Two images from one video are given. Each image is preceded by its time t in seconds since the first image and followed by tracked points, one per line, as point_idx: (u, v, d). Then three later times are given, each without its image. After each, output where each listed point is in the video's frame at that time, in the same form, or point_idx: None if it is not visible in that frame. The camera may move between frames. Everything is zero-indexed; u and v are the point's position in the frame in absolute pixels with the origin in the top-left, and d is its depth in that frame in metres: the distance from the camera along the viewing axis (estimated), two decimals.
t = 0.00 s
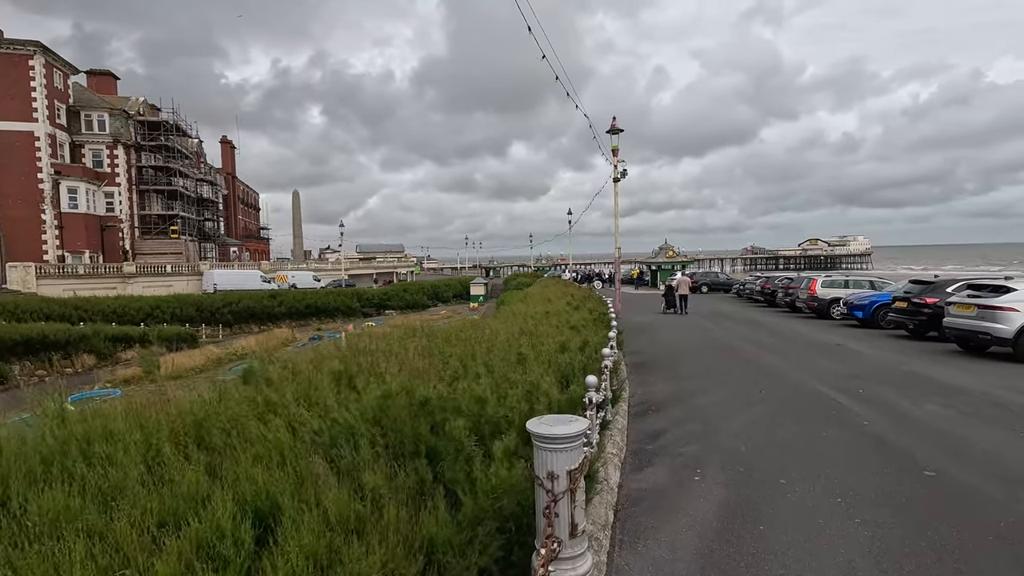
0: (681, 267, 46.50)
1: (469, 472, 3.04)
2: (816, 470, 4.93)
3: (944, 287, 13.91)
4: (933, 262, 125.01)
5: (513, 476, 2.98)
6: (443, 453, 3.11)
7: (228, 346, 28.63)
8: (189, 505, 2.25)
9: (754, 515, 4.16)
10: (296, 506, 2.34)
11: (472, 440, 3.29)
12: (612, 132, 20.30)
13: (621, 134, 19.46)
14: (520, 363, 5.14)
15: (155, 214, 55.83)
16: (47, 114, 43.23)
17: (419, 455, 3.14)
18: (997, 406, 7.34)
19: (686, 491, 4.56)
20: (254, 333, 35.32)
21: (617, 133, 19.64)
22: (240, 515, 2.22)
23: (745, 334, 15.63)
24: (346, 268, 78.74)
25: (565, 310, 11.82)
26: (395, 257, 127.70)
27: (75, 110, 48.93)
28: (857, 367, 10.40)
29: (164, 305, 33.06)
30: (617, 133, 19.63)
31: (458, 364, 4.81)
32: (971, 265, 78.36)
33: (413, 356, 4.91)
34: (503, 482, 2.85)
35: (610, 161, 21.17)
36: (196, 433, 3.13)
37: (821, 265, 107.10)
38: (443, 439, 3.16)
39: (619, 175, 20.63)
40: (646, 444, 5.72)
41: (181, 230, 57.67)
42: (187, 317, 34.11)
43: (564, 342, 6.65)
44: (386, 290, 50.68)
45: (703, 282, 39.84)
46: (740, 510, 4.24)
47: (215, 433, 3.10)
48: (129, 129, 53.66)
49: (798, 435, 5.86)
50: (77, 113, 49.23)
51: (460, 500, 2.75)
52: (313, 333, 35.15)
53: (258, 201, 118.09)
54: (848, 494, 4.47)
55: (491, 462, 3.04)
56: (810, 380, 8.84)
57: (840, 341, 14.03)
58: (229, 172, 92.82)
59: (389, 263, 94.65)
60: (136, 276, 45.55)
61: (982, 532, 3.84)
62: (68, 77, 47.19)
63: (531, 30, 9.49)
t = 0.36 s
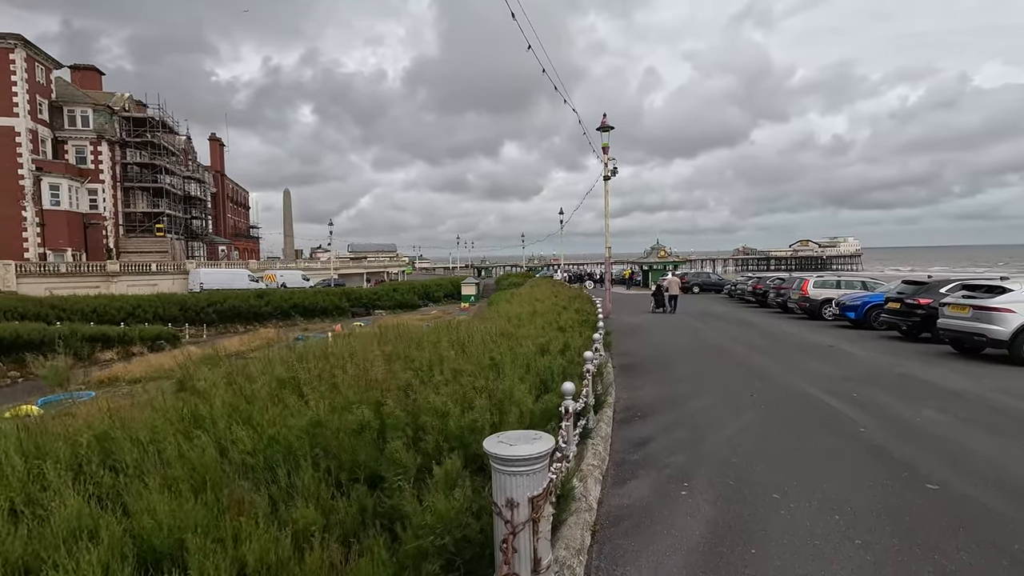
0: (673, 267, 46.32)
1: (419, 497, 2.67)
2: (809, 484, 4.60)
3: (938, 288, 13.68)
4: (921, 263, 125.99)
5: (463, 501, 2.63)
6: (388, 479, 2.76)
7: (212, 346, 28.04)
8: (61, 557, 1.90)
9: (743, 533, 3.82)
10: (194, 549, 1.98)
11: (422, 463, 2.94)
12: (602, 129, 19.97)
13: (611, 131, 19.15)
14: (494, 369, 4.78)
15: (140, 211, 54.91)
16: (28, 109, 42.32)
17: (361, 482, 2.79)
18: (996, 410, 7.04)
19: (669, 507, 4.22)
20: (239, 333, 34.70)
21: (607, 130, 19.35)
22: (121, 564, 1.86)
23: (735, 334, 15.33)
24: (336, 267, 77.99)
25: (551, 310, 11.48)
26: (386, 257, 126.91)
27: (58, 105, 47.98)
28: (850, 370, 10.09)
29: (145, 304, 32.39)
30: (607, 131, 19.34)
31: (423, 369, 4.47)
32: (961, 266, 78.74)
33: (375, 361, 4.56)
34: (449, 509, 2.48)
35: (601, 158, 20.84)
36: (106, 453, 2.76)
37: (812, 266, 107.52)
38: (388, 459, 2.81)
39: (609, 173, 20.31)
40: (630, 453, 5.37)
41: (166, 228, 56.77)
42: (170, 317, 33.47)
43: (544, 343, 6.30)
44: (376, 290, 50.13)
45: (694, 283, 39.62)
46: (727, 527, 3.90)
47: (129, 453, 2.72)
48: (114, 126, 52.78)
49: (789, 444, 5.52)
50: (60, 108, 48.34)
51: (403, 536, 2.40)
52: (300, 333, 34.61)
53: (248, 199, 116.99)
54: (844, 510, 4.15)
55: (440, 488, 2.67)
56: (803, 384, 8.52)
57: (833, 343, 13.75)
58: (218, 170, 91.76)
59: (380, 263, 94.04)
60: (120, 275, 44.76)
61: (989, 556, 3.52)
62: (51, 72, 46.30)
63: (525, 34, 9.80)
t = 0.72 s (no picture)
0: (665, 266, 46.14)
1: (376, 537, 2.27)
2: (814, 504, 4.25)
3: (934, 289, 13.45)
4: (911, 263, 126.63)
5: (426, 542, 2.26)
6: (342, 512, 2.35)
7: (196, 347, 27.49)
8: None
9: (745, 564, 3.46)
10: None
11: (380, 495, 2.55)
12: (594, 127, 19.63)
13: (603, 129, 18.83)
14: (473, 381, 4.41)
15: (126, 210, 54.03)
16: (9, 105, 41.44)
17: (311, 515, 2.37)
18: (1001, 418, 6.76)
19: (662, 533, 3.86)
20: (225, 334, 34.11)
21: (599, 127, 19.03)
22: None
23: (727, 336, 15.04)
24: (326, 266, 77.27)
25: (537, 312, 11.16)
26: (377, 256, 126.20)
27: (41, 101, 47.04)
28: (846, 374, 9.80)
29: (128, 304, 31.77)
30: (599, 128, 19.03)
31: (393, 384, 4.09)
32: (950, 266, 79.26)
33: (342, 375, 4.18)
34: (406, 554, 2.09)
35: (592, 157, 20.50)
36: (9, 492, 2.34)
37: (804, 265, 107.91)
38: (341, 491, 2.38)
39: (601, 171, 19.99)
40: (620, 470, 5.02)
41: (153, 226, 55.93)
42: (154, 317, 32.89)
43: (527, 350, 5.98)
44: (367, 289, 49.58)
45: (686, 283, 39.41)
46: (726, 557, 3.55)
47: (34, 493, 2.29)
48: (99, 122, 51.88)
49: (788, 459, 5.20)
50: (43, 104, 47.41)
51: None
52: (287, 334, 34.09)
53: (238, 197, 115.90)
54: (854, 535, 3.81)
55: (400, 527, 2.29)
56: (799, 390, 8.21)
57: (827, 345, 13.49)
58: (207, 168, 90.72)
59: (371, 262, 93.38)
60: (104, 275, 44.01)
61: None
62: (33, 67, 45.37)
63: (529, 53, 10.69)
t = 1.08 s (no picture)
0: (659, 267, 45.92)
1: None
2: (827, 527, 3.86)
3: (933, 289, 13.19)
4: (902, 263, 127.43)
5: None
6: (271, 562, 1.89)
7: (182, 349, 26.93)
8: None
9: None
10: None
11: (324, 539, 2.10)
12: (587, 124, 19.28)
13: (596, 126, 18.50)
14: (452, 392, 4.02)
15: (113, 209, 53.22)
16: None
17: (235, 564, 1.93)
18: (1013, 424, 6.43)
19: (661, 561, 3.47)
20: (212, 335, 33.56)
21: (592, 125, 18.70)
22: None
23: (723, 337, 14.74)
24: (317, 267, 76.56)
25: (528, 314, 10.77)
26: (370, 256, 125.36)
27: (25, 99, 46.19)
28: (846, 378, 9.50)
29: (112, 305, 31.18)
30: (592, 126, 18.70)
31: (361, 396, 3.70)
32: (941, 267, 79.68)
33: (307, 389, 3.78)
34: None
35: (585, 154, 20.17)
36: None
37: (796, 265, 108.26)
38: (272, 535, 1.92)
39: (594, 169, 19.65)
40: (615, 485, 4.62)
41: (140, 226, 55.12)
42: (139, 318, 32.31)
43: (514, 355, 5.61)
44: (358, 290, 49.02)
45: (681, 283, 39.16)
46: None
47: None
48: (85, 121, 51.06)
49: (795, 472, 4.83)
50: (27, 102, 46.54)
51: None
52: (276, 335, 33.53)
53: (228, 197, 114.80)
54: (873, 563, 3.42)
55: None
56: (800, 394, 7.86)
57: (825, 346, 13.20)
58: (197, 167, 89.78)
59: (363, 262, 92.71)
60: (90, 276, 43.25)
61: None
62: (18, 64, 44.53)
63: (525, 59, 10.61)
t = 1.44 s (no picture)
0: (653, 266, 45.72)
1: None
2: (827, 548, 3.56)
3: (931, 288, 12.97)
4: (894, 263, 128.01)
5: None
6: None
7: (169, 350, 26.43)
8: None
9: None
10: None
11: None
12: (580, 121, 19.00)
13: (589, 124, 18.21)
14: (423, 404, 3.71)
15: (101, 209, 52.53)
16: None
17: None
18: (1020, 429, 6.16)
19: None
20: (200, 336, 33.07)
21: (585, 122, 18.43)
22: None
23: (717, 338, 14.47)
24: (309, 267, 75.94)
25: (516, 314, 10.47)
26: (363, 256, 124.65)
27: (10, 96, 45.48)
28: (845, 380, 9.24)
29: (97, 306, 30.65)
30: (585, 123, 18.42)
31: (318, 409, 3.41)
32: (933, 266, 79.96)
33: (261, 404, 3.51)
34: None
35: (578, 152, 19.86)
36: None
37: (790, 265, 108.51)
38: None
39: (587, 167, 19.35)
40: (603, 501, 4.31)
41: (129, 226, 54.45)
42: (126, 319, 31.80)
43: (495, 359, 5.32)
44: (350, 290, 48.50)
45: (674, 283, 38.93)
46: None
47: None
48: (72, 118, 50.36)
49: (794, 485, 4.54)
50: (12, 99, 45.81)
51: None
52: (265, 336, 33.03)
53: (220, 196, 113.84)
54: None
55: None
56: (798, 399, 7.56)
57: (821, 347, 12.95)
58: (188, 166, 88.97)
59: (356, 262, 92.12)
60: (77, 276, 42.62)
61: None
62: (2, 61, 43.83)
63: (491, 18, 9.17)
